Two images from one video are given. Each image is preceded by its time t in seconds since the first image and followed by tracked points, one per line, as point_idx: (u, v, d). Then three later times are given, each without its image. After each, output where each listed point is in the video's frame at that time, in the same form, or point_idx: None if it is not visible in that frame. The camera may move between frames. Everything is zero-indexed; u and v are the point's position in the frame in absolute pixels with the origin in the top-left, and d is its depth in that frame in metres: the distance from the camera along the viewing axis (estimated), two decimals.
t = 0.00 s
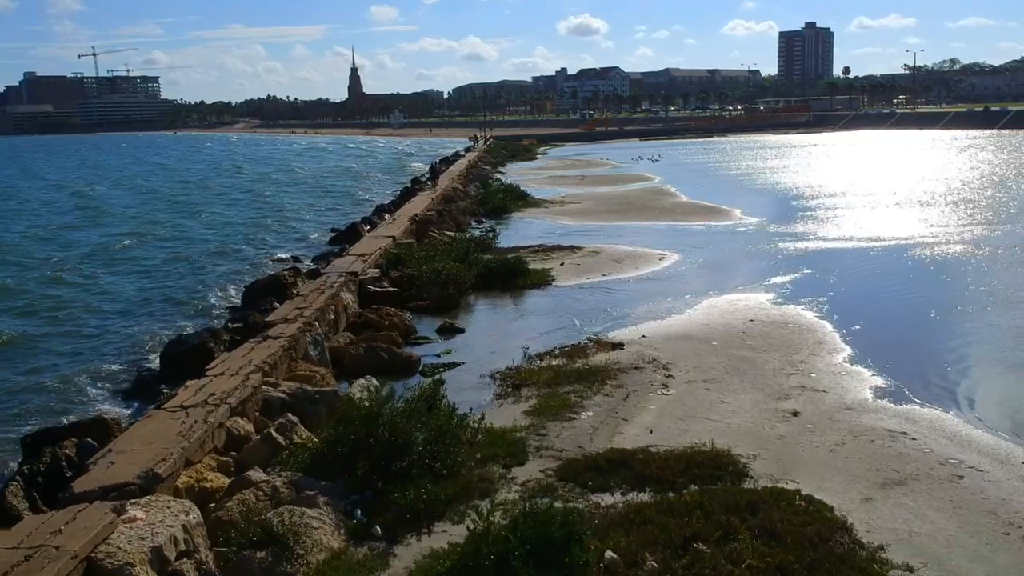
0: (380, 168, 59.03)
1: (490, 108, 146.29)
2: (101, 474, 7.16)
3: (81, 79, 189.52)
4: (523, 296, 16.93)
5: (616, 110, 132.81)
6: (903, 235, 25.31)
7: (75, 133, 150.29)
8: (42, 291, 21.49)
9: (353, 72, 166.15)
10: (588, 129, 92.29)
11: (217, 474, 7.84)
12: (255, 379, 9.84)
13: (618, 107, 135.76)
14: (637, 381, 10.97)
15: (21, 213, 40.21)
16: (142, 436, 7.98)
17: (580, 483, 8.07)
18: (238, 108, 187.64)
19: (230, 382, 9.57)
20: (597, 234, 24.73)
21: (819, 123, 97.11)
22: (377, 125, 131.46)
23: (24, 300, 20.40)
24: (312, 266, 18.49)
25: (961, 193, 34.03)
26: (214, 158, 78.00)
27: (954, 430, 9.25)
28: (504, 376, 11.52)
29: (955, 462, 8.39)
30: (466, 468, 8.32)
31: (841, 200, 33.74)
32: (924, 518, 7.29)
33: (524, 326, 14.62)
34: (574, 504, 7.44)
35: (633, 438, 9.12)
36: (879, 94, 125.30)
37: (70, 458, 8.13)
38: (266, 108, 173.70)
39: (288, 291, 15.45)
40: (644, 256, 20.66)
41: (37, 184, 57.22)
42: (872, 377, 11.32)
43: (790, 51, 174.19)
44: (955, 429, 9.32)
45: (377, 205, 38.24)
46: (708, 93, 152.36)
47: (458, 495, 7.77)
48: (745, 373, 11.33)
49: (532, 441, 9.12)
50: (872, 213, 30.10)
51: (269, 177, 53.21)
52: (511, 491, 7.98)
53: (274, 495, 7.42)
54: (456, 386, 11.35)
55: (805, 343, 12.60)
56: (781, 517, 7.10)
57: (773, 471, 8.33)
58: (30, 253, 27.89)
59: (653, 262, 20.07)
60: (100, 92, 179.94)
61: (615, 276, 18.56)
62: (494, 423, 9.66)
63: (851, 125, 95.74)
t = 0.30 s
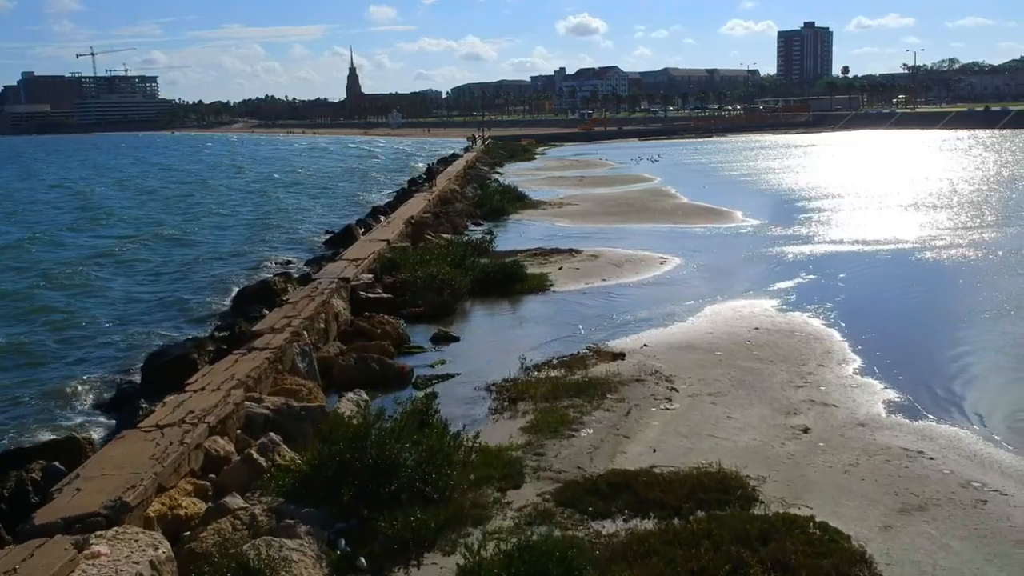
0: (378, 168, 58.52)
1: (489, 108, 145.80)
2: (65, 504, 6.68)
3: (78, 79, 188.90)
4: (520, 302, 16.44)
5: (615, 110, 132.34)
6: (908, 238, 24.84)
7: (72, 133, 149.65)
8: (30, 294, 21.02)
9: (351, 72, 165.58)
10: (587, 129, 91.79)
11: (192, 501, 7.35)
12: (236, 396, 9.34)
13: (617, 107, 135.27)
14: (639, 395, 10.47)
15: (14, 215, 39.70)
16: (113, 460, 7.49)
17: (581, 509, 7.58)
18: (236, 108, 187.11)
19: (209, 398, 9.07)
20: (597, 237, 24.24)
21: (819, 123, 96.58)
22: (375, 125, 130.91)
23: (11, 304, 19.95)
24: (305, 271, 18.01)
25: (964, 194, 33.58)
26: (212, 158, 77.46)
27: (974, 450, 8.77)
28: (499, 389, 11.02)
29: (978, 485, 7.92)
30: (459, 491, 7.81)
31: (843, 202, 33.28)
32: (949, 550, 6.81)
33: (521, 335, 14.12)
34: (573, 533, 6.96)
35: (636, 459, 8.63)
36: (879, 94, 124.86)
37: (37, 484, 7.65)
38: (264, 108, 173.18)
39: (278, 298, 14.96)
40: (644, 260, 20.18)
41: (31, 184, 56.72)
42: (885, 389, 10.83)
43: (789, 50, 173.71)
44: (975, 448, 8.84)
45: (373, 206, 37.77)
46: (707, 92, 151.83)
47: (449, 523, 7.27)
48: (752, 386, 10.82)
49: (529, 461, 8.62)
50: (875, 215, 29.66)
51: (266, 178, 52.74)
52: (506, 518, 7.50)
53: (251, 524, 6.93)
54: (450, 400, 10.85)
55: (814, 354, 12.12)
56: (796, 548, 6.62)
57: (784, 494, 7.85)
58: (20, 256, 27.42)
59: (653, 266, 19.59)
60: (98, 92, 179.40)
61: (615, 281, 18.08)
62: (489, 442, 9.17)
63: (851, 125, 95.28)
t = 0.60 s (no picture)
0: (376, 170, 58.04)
1: (488, 108, 145.40)
2: (25, 539, 6.22)
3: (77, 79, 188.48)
4: (518, 309, 15.96)
5: (614, 110, 131.91)
6: (912, 241, 24.40)
7: (71, 133, 149.18)
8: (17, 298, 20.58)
9: (350, 72, 165.10)
10: (586, 129, 91.32)
11: (165, 531, 6.88)
12: (218, 413, 8.86)
13: (617, 107, 134.80)
14: (642, 411, 9.99)
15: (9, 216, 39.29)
16: (80, 488, 7.03)
17: (581, 539, 7.11)
18: (235, 108, 186.64)
19: (189, 417, 8.60)
20: (597, 240, 23.75)
21: (819, 123, 96.09)
22: (374, 125, 130.50)
23: None
24: (297, 276, 17.55)
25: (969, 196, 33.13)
26: (210, 158, 76.98)
27: (997, 472, 8.30)
28: (496, 404, 10.53)
29: (1004, 512, 7.46)
30: (452, 519, 7.34)
31: (846, 204, 32.84)
32: None
33: (520, 344, 13.64)
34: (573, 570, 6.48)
35: (640, 482, 8.15)
36: (879, 94, 124.36)
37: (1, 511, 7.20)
38: (263, 109, 172.63)
39: (268, 305, 14.49)
40: (646, 265, 19.69)
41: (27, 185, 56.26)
42: (900, 405, 10.33)
43: (789, 50, 173.21)
44: (998, 470, 8.37)
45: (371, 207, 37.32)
46: (707, 92, 151.32)
47: (440, 554, 6.80)
48: (760, 401, 10.34)
49: (526, 484, 8.14)
50: (878, 217, 29.21)
51: (263, 179, 52.30)
52: (501, 549, 7.03)
53: (226, 557, 6.45)
54: (444, 415, 10.35)
55: (823, 366, 11.64)
56: None
57: (798, 522, 7.37)
58: (11, 259, 26.99)
59: (655, 271, 19.13)
60: (97, 92, 178.94)
61: (616, 287, 17.61)
62: (483, 463, 8.68)
63: (851, 125, 94.80)
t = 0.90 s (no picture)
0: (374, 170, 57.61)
1: (487, 108, 145.00)
2: None
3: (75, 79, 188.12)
4: (516, 317, 15.50)
5: (613, 110, 131.54)
6: (917, 244, 23.97)
7: (69, 134, 148.80)
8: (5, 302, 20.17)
9: (348, 72, 164.67)
10: (585, 130, 90.94)
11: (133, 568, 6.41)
12: (197, 433, 8.39)
13: (616, 107, 134.41)
14: (645, 429, 9.52)
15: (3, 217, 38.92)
16: (44, 522, 6.56)
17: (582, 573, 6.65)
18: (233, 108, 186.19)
19: (166, 438, 8.14)
20: (597, 245, 23.26)
21: (819, 123, 95.72)
22: (373, 125, 130.11)
23: None
24: (289, 282, 17.10)
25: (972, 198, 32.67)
26: (207, 159, 76.61)
27: (1022, 498, 7.84)
28: (491, 420, 10.04)
29: None
30: (443, 551, 6.88)
31: (847, 206, 32.41)
32: None
33: (518, 354, 13.16)
34: None
35: (643, 509, 7.69)
36: (879, 94, 123.90)
37: None
38: (261, 108, 172.20)
39: (257, 314, 14.03)
40: (647, 270, 19.21)
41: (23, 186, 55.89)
42: (915, 422, 9.85)
43: (788, 50, 172.80)
44: None
45: (368, 209, 36.89)
46: (706, 92, 150.87)
47: None
48: (768, 418, 9.87)
49: (523, 511, 7.68)
50: (881, 219, 28.79)
51: (260, 180, 51.89)
52: None
53: None
54: (438, 432, 9.87)
55: (833, 380, 11.18)
56: None
57: (813, 554, 6.91)
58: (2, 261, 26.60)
59: (656, 277, 18.68)
60: (96, 91, 178.57)
61: (617, 293, 17.14)
62: (478, 487, 8.22)
63: (851, 125, 94.36)
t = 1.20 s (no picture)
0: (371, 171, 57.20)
1: (485, 108, 144.62)
2: None
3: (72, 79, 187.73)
4: (513, 325, 15.02)
5: (612, 110, 131.12)
6: (922, 247, 23.51)
7: (65, 133, 148.34)
8: None
9: (346, 72, 164.22)
10: (584, 130, 90.50)
11: None
12: (174, 456, 7.91)
13: (614, 107, 133.99)
14: (648, 448, 9.05)
15: None
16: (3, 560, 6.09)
17: None
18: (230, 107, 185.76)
19: (140, 463, 7.67)
20: (596, 249, 22.81)
21: (818, 123, 95.25)
22: (370, 125, 129.66)
23: None
24: (279, 289, 16.64)
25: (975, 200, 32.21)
26: (204, 160, 76.34)
27: None
28: (487, 438, 9.56)
29: None
30: None
31: (849, 208, 31.97)
32: None
33: (515, 365, 12.67)
34: None
35: (647, 539, 7.23)
36: (877, 94, 123.44)
37: None
38: (259, 108, 171.77)
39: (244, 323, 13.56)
40: (647, 276, 18.75)
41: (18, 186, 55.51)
42: (933, 440, 9.37)
43: (787, 49, 172.34)
44: None
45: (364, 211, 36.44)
46: (704, 92, 150.41)
47: None
48: (777, 436, 9.40)
49: (519, 541, 7.21)
50: (884, 222, 28.33)
51: (255, 181, 51.47)
52: None
53: None
54: (430, 451, 9.38)
55: (843, 394, 10.70)
56: None
57: None
58: None
59: (657, 282, 18.22)
60: (93, 91, 178.14)
61: (616, 300, 16.67)
62: (472, 514, 7.75)
63: (850, 125, 93.91)
